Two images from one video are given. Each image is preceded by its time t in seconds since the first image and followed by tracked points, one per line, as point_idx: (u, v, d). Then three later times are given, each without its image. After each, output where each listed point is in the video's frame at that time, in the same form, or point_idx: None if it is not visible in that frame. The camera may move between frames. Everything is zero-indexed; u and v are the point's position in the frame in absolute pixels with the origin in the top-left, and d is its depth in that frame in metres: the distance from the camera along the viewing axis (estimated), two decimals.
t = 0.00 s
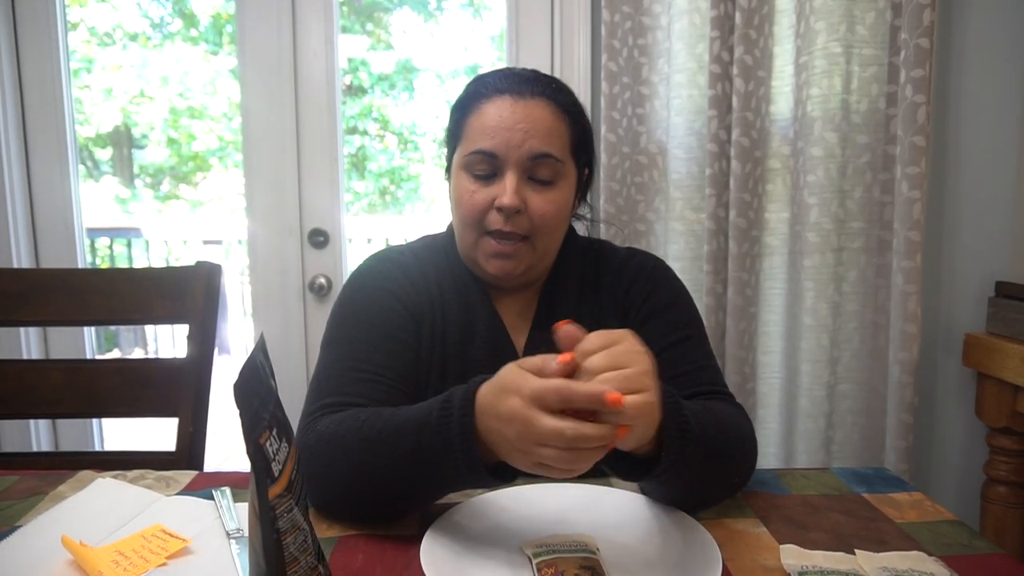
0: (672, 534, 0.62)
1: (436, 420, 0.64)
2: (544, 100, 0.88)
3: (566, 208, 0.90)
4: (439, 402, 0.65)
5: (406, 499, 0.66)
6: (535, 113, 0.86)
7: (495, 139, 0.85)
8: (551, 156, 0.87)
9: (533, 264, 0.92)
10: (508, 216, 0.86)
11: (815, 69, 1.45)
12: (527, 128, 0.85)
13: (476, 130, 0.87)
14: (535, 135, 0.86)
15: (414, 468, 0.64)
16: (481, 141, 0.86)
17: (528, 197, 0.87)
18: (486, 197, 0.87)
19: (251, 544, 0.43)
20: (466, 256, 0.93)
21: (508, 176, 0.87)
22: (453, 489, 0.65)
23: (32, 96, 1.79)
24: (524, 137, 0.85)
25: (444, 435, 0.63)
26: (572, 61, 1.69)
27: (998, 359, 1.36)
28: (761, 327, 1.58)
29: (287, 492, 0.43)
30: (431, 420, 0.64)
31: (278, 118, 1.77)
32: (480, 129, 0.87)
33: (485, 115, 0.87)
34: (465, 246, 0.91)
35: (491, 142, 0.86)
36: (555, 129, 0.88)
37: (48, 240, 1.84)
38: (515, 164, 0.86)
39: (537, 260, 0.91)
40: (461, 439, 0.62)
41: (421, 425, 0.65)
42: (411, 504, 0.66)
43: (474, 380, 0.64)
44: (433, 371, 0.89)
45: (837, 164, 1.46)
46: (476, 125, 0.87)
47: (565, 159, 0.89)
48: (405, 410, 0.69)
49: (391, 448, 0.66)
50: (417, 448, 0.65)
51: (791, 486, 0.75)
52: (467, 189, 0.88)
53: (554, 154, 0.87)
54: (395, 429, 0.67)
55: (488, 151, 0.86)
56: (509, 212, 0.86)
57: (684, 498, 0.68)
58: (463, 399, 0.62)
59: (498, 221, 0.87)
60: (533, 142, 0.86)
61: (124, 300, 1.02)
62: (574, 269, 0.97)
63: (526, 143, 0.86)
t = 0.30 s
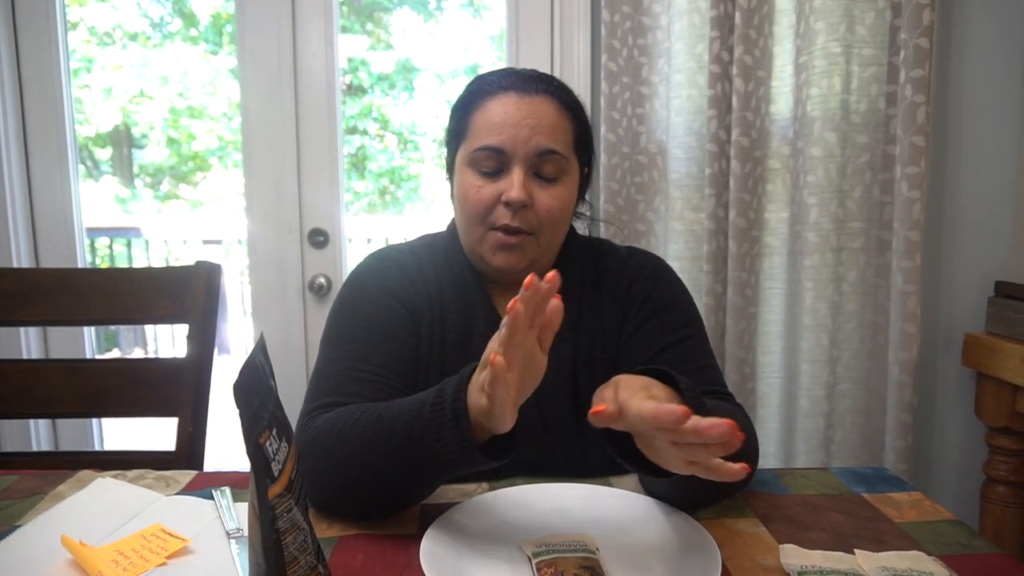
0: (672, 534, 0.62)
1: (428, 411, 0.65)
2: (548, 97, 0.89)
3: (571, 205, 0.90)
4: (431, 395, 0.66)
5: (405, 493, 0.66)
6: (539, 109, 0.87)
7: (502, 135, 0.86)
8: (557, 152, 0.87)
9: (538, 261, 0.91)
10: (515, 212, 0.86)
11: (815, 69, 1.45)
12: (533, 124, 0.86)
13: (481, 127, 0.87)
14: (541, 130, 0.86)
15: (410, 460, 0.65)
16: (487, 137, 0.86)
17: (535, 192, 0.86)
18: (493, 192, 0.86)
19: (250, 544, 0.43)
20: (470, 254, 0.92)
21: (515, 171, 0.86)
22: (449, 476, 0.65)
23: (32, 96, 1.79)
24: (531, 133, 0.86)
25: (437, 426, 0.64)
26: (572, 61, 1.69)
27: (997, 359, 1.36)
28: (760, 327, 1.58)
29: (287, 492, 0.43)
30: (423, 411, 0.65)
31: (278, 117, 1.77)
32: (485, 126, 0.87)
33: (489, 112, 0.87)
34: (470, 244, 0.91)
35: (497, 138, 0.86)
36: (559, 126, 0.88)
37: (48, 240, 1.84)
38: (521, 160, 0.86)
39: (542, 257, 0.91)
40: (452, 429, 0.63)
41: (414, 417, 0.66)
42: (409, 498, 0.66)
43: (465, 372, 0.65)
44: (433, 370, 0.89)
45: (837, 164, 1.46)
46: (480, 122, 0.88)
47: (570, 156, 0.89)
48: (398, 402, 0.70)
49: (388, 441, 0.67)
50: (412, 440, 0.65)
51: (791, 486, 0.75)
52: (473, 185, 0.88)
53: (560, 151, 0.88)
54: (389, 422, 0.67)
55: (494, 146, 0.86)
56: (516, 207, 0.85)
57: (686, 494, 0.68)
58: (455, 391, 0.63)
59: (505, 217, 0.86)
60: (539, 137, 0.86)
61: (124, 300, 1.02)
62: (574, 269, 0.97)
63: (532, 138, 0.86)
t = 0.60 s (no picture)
0: (671, 533, 0.63)
1: (446, 443, 0.65)
2: (554, 97, 0.89)
3: (576, 204, 0.90)
4: (453, 424, 0.67)
5: (404, 511, 0.65)
6: (546, 108, 0.87)
7: (508, 134, 0.86)
8: (563, 151, 0.88)
9: (542, 259, 0.92)
10: (522, 210, 0.86)
11: (814, 69, 1.45)
12: (540, 123, 0.86)
13: (487, 125, 0.87)
14: (547, 130, 0.86)
15: (416, 483, 0.65)
16: (493, 137, 0.86)
17: (542, 191, 0.87)
18: (500, 191, 0.86)
19: (250, 544, 0.43)
20: (473, 250, 0.93)
21: (522, 171, 0.87)
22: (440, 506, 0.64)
23: (32, 97, 1.79)
24: (538, 132, 0.86)
25: (452, 455, 0.64)
26: (572, 61, 1.69)
27: (997, 359, 1.36)
28: (760, 328, 1.58)
29: (287, 492, 0.43)
30: (441, 438, 0.65)
31: (278, 117, 1.77)
32: (491, 125, 0.87)
33: (495, 111, 0.87)
34: (474, 241, 0.91)
35: (504, 137, 0.86)
36: (564, 126, 0.88)
37: (47, 240, 1.84)
38: (528, 159, 0.87)
39: (546, 254, 0.92)
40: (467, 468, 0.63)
41: (428, 444, 0.66)
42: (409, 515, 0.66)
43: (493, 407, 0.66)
44: (432, 369, 0.89)
45: (836, 165, 1.46)
46: (486, 120, 0.87)
47: (574, 155, 0.90)
48: (414, 423, 0.70)
49: (395, 460, 0.66)
50: (421, 465, 0.65)
51: (791, 486, 0.75)
52: (478, 184, 0.88)
53: (566, 150, 0.88)
54: (401, 442, 0.67)
55: (501, 146, 0.86)
56: (524, 206, 0.86)
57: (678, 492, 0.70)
58: (480, 423, 0.65)
59: (512, 216, 0.87)
60: (546, 137, 0.86)
61: (124, 301, 1.03)
62: (573, 269, 0.97)
63: (539, 138, 0.86)
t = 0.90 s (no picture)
0: (670, 532, 0.63)
1: (429, 447, 0.63)
2: (567, 101, 0.89)
3: (583, 209, 0.90)
4: (438, 424, 0.64)
5: (395, 516, 0.65)
6: (559, 112, 0.87)
7: (522, 136, 0.86)
8: (574, 156, 0.88)
9: (546, 262, 0.91)
10: (532, 211, 0.86)
11: (814, 70, 1.45)
12: (554, 127, 0.86)
13: (500, 126, 0.87)
14: (560, 134, 0.86)
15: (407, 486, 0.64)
16: (506, 137, 0.86)
17: (552, 193, 0.87)
18: (510, 191, 0.86)
19: (250, 544, 0.43)
20: (477, 250, 0.92)
21: (533, 172, 0.86)
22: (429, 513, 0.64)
23: (32, 97, 1.79)
24: (552, 136, 0.86)
25: (434, 460, 0.62)
26: (572, 61, 1.69)
27: (996, 359, 1.36)
28: (760, 328, 1.58)
29: (287, 492, 0.43)
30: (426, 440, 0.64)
31: (277, 118, 1.76)
32: (503, 125, 0.87)
33: (508, 113, 0.87)
34: (480, 240, 0.90)
35: (517, 138, 0.86)
36: (576, 131, 0.89)
37: (47, 241, 1.84)
38: (540, 162, 0.86)
39: (551, 257, 0.91)
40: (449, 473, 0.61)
41: (415, 448, 0.65)
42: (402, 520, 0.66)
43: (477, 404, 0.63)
44: (432, 369, 0.89)
45: (836, 165, 1.46)
46: (499, 121, 0.87)
47: (584, 161, 0.90)
48: (404, 424, 0.69)
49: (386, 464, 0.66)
50: (409, 469, 0.64)
51: (790, 486, 0.75)
52: (488, 183, 0.87)
53: (577, 155, 0.88)
54: (391, 445, 0.66)
55: (514, 146, 0.86)
56: (534, 207, 0.85)
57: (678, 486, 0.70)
58: (461, 426, 0.62)
59: (521, 216, 0.86)
60: (559, 140, 0.86)
61: (123, 301, 1.02)
62: (573, 269, 0.97)
63: (553, 141, 0.86)
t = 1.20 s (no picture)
0: (670, 531, 0.63)
1: (432, 441, 0.64)
2: (581, 113, 0.88)
3: (585, 221, 0.91)
4: (439, 416, 0.65)
5: (399, 513, 0.65)
6: (572, 126, 0.85)
7: (532, 149, 0.84)
8: (583, 172, 0.87)
9: (545, 271, 0.93)
10: (534, 226, 0.86)
11: (814, 70, 1.45)
12: (565, 142, 0.85)
13: (511, 135, 0.85)
14: (571, 151, 0.85)
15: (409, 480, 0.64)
16: (516, 149, 0.85)
17: (556, 209, 0.87)
18: (515, 204, 0.86)
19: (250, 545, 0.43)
20: (477, 253, 0.93)
21: (540, 186, 0.86)
22: (434, 509, 0.65)
23: (31, 98, 1.79)
24: (562, 152, 0.85)
25: (439, 453, 0.63)
26: (572, 61, 1.69)
27: (996, 359, 1.36)
28: (760, 328, 1.59)
29: (287, 492, 0.43)
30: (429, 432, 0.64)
31: (277, 118, 1.76)
32: (515, 136, 0.85)
33: (520, 122, 0.85)
34: (480, 245, 0.91)
35: (528, 151, 0.84)
36: (587, 145, 0.87)
37: (47, 242, 1.84)
38: (548, 177, 0.86)
39: (550, 266, 0.92)
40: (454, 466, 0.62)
41: (416, 444, 0.65)
42: (407, 516, 0.66)
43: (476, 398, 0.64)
44: (432, 370, 0.89)
45: (836, 165, 1.46)
46: (511, 130, 0.85)
47: (591, 175, 0.90)
48: (403, 421, 0.69)
49: (387, 461, 0.66)
50: (411, 466, 0.64)
51: (790, 486, 0.75)
52: (494, 193, 0.87)
53: (585, 171, 0.88)
54: (393, 441, 0.67)
55: (523, 160, 0.85)
56: (537, 223, 0.86)
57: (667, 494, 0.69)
58: (462, 418, 0.62)
59: (523, 230, 0.87)
60: (569, 157, 0.85)
61: (123, 301, 1.02)
62: (573, 271, 0.98)
63: (562, 158, 0.85)
